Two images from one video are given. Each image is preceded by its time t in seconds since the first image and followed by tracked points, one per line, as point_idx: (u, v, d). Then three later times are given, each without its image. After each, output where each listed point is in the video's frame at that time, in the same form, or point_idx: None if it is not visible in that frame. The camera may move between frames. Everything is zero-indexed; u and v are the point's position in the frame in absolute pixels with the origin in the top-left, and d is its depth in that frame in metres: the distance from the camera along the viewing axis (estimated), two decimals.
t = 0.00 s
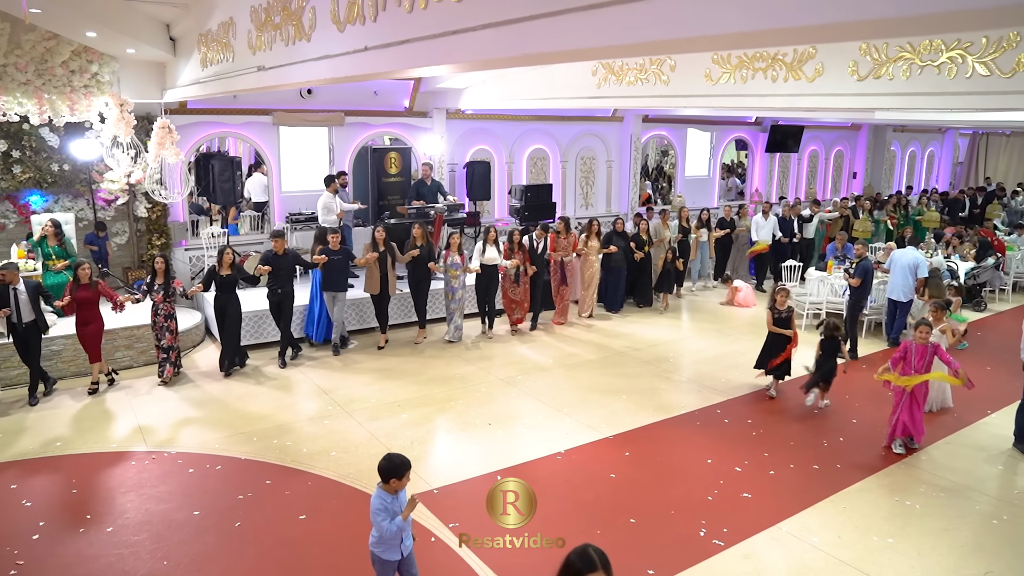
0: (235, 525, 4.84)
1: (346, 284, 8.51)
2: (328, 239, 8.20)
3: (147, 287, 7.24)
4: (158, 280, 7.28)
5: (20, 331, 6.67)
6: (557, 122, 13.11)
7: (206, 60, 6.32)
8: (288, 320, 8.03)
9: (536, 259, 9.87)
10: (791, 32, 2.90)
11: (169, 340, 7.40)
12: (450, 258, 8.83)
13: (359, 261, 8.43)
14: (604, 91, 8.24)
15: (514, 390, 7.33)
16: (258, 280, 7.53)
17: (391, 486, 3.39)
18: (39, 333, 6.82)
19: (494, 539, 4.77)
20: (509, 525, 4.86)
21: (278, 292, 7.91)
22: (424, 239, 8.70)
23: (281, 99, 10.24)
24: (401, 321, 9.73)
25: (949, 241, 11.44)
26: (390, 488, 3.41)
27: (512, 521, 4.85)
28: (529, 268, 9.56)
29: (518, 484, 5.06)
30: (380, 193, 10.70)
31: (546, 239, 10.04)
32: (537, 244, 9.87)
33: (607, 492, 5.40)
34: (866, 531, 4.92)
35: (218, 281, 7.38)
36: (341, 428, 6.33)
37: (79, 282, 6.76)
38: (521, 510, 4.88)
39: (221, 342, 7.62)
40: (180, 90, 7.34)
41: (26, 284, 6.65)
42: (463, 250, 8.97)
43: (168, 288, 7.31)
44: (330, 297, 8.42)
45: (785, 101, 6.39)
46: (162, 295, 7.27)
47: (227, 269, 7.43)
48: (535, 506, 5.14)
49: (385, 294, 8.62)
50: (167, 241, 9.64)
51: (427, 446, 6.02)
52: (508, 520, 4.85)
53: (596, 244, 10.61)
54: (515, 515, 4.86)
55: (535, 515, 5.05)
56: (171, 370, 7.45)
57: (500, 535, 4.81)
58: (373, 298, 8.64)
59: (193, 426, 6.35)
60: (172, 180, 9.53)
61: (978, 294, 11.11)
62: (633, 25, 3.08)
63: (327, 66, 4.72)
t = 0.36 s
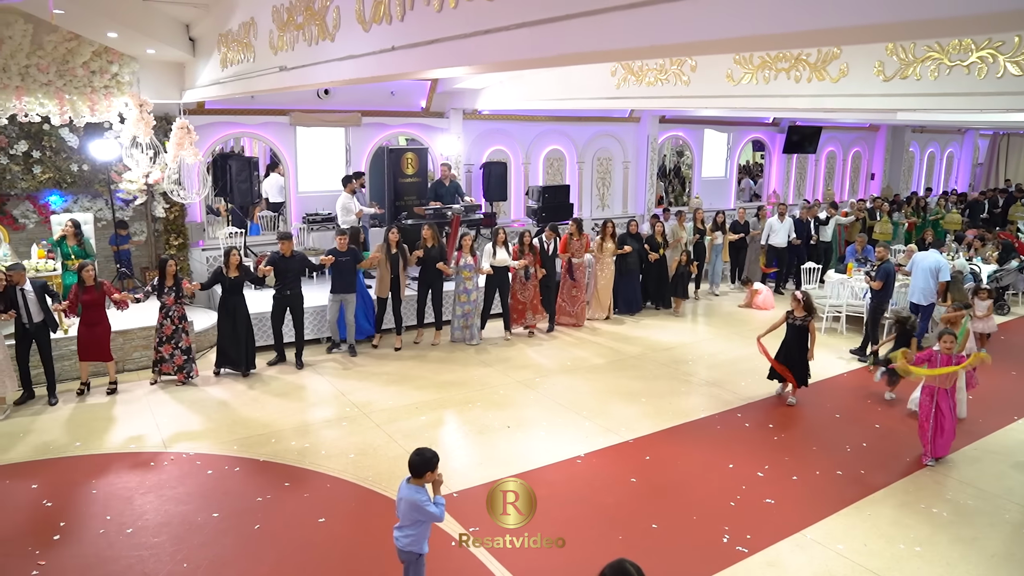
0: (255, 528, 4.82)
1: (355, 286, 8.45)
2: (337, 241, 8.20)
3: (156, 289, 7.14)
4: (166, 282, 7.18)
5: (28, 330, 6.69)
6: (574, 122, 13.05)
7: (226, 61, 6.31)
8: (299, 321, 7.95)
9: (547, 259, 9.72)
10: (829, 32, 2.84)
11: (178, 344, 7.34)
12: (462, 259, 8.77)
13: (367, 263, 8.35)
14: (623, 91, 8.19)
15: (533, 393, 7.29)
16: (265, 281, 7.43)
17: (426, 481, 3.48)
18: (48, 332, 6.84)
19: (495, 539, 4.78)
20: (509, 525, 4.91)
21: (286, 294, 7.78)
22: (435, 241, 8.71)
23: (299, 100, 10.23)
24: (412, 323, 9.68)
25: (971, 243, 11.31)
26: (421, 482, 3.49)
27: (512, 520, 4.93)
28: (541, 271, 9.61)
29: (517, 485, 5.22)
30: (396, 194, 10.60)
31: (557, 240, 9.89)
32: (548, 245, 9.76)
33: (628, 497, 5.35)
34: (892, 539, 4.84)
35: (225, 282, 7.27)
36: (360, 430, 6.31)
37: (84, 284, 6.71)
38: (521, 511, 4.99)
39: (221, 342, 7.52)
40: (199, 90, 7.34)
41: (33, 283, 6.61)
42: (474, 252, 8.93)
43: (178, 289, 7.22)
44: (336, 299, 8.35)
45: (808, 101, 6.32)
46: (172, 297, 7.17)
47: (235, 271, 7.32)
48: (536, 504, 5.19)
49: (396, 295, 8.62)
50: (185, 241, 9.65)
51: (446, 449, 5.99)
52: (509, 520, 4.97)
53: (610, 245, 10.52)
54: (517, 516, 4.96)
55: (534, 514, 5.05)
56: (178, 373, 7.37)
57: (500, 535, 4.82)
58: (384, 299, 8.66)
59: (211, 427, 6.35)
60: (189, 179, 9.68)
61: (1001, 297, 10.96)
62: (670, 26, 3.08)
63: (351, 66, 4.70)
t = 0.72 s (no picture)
0: (275, 530, 4.79)
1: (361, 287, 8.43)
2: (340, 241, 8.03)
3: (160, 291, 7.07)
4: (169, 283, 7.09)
5: (28, 333, 6.62)
6: (592, 123, 12.99)
7: (248, 61, 6.29)
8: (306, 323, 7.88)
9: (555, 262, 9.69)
10: (870, 31, 2.78)
11: (184, 344, 7.28)
12: (471, 261, 8.77)
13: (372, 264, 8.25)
14: (644, 91, 8.12)
15: (553, 395, 7.23)
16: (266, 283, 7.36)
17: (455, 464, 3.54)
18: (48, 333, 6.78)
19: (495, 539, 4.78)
20: (509, 525, 4.72)
21: (289, 295, 7.76)
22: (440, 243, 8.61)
23: (317, 100, 10.22)
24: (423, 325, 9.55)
25: (996, 246, 11.15)
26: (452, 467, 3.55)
27: (512, 520, 4.72)
28: (550, 274, 9.42)
29: (518, 483, 4.82)
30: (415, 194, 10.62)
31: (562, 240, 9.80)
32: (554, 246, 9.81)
33: (650, 502, 5.28)
34: (922, 547, 4.75)
35: (227, 283, 7.23)
36: (379, 431, 6.28)
37: (85, 285, 6.68)
38: (522, 509, 4.74)
39: (222, 345, 7.46)
40: (220, 90, 7.34)
41: (33, 283, 6.58)
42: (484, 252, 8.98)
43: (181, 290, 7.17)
44: (342, 300, 8.25)
45: (834, 101, 6.23)
46: (176, 299, 7.13)
47: (235, 272, 7.30)
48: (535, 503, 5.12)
49: (404, 297, 8.53)
50: (203, 240, 9.64)
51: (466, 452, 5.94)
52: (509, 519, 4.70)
53: (620, 247, 10.41)
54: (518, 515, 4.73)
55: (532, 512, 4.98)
56: (184, 375, 7.31)
57: (501, 535, 4.82)
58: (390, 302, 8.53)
59: (231, 427, 6.34)
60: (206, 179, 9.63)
61: None
62: (706, 24, 3.03)
63: (376, 66, 4.67)
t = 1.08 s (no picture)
0: (297, 532, 4.75)
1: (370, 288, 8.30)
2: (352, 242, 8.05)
3: (168, 292, 7.03)
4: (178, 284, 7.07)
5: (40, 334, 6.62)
6: (611, 122, 12.93)
7: (270, 59, 6.27)
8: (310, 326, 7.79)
9: (570, 263, 9.53)
10: (915, 29, 2.71)
11: (186, 348, 7.18)
12: (485, 262, 8.69)
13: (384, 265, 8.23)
14: (666, 91, 8.05)
15: (574, 397, 7.18)
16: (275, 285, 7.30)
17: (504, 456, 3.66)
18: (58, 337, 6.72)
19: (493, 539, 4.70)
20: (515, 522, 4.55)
21: (298, 297, 7.66)
22: (452, 243, 8.57)
23: (336, 99, 10.20)
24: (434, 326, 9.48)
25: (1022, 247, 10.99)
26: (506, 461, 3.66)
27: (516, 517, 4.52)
28: (564, 275, 9.32)
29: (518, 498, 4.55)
30: (433, 193, 10.62)
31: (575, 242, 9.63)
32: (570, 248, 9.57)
33: (674, 507, 5.21)
34: (954, 555, 4.66)
35: (232, 286, 7.13)
36: (400, 432, 6.25)
37: (93, 287, 6.62)
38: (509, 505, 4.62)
39: (234, 350, 7.34)
40: (241, 89, 7.33)
41: (45, 286, 6.61)
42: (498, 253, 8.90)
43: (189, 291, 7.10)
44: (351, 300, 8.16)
45: (862, 100, 6.14)
46: (184, 299, 7.08)
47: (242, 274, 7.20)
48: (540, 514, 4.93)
49: (411, 300, 8.40)
50: (222, 239, 9.69)
51: (487, 454, 5.90)
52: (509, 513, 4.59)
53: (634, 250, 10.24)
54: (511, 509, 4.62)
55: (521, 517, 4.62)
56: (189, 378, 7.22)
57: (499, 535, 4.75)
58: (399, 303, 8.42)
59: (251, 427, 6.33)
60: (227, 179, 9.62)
61: None
62: (745, 20, 2.96)
63: (402, 64, 4.62)
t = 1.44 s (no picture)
0: (320, 534, 4.72)
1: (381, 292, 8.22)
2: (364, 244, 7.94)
3: (177, 293, 6.94)
4: (186, 285, 6.98)
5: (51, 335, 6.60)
6: (630, 122, 12.86)
7: (293, 57, 6.24)
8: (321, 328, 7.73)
9: (587, 266, 9.30)
10: (970, 24, 2.63)
11: (195, 351, 7.12)
12: (501, 263, 8.63)
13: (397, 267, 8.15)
14: (690, 89, 7.97)
15: (597, 399, 7.12)
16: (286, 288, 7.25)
17: (559, 457, 3.58)
18: (71, 339, 6.72)
19: (494, 539, 4.68)
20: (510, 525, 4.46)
21: (311, 299, 7.62)
22: (466, 245, 8.34)
23: (356, 98, 10.16)
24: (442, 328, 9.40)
25: None
26: (559, 461, 3.60)
27: (513, 520, 4.46)
28: (581, 278, 9.16)
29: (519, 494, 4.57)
30: (452, 192, 10.61)
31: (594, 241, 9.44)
32: (587, 249, 9.37)
33: (701, 511, 5.13)
34: (990, 564, 4.56)
35: (240, 287, 7.12)
36: (421, 433, 6.21)
37: (102, 287, 6.60)
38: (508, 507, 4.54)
39: (242, 352, 7.33)
40: (263, 88, 7.31)
41: (59, 286, 6.56)
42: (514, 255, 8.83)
43: (197, 293, 7.04)
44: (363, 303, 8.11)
45: (893, 98, 6.02)
46: (193, 302, 7.03)
47: (251, 275, 7.18)
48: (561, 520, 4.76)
49: (422, 303, 8.36)
50: (242, 239, 9.71)
51: (510, 456, 5.85)
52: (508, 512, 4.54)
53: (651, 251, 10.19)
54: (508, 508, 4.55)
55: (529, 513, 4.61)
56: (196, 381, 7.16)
57: (500, 535, 4.73)
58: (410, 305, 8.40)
59: (272, 428, 6.31)
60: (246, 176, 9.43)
61: None
62: (786, 16, 2.90)
63: (430, 63, 4.57)
